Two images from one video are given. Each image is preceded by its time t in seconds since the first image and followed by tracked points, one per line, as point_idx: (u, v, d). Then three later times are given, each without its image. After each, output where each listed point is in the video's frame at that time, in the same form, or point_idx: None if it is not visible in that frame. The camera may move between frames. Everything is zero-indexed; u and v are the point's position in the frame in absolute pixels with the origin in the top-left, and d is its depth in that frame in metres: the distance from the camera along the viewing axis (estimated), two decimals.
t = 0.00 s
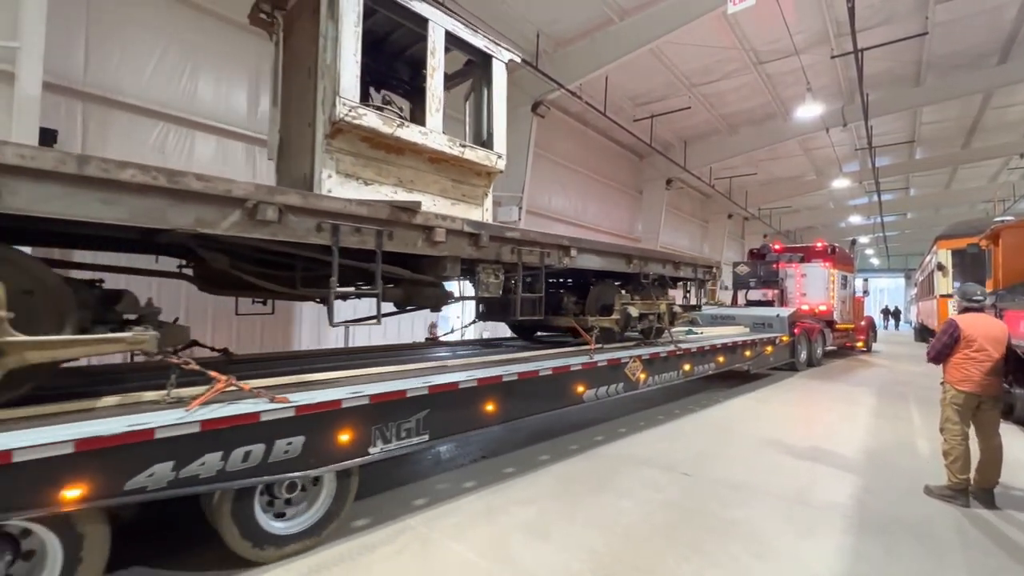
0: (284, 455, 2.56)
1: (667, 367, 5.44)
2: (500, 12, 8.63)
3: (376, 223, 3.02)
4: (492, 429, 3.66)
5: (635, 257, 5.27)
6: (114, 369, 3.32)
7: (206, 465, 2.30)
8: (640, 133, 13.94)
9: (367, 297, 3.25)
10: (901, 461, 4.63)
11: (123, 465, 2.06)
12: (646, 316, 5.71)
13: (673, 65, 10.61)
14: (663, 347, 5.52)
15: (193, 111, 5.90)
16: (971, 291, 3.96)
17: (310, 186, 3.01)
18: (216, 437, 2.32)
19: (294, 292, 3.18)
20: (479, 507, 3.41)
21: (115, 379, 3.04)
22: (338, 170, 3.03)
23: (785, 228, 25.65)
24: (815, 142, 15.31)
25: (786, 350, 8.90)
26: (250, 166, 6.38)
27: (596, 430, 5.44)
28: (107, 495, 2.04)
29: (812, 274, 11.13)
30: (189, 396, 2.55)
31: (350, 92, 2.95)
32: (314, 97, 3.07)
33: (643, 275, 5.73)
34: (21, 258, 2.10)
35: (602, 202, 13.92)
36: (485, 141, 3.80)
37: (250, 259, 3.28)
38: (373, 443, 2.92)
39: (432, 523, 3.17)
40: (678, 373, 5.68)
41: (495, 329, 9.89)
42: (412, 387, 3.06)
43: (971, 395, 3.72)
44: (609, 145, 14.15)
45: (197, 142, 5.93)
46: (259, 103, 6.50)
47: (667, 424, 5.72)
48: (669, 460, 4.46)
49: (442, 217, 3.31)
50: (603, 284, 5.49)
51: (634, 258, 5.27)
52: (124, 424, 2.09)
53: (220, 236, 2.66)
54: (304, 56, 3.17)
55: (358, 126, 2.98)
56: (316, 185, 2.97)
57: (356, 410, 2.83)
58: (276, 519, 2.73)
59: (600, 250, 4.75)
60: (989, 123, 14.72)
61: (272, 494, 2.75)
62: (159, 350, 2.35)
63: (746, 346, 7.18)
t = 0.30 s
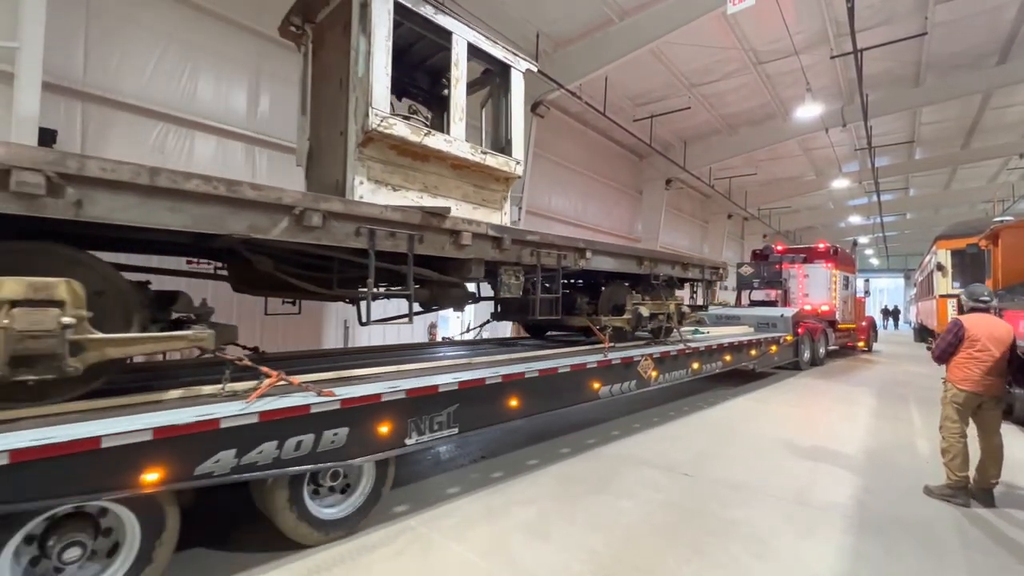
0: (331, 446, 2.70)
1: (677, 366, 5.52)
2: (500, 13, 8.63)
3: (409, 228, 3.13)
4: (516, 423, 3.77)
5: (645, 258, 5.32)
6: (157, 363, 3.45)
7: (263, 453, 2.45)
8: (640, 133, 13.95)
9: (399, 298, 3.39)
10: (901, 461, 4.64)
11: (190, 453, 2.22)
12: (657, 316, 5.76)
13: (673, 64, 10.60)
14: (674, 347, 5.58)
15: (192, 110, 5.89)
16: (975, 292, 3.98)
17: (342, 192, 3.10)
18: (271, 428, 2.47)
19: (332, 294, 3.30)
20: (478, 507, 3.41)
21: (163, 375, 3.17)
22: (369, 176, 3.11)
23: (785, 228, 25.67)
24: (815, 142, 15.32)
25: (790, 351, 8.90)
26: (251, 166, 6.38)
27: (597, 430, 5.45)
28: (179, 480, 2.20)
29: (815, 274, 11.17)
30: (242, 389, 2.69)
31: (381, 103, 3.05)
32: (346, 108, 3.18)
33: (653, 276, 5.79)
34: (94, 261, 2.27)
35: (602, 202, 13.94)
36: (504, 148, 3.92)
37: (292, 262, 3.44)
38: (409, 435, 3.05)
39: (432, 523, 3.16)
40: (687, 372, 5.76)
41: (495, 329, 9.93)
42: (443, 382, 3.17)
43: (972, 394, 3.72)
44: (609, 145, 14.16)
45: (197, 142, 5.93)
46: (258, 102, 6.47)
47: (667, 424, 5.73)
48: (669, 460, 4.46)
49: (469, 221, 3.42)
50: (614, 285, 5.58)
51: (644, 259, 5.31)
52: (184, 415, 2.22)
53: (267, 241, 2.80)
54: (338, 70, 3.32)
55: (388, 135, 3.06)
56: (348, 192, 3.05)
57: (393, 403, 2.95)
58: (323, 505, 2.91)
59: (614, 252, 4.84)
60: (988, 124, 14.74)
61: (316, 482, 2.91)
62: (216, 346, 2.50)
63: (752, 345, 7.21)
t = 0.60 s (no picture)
0: (373, 436, 2.89)
1: (686, 364, 5.61)
2: (501, 13, 8.64)
3: (438, 231, 3.32)
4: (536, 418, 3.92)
5: (655, 259, 5.37)
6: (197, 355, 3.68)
7: (314, 442, 2.65)
8: (641, 133, 13.96)
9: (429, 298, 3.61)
10: (902, 461, 4.65)
11: (251, 441, 2.42)
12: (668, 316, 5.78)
13: (673, 64, 10.60)
14: (683, 346, 5.67)
15: (192, 110, 5.88)
16: (981, 292, 3.98)
17: (372, 197, 3.31)
18: (321, 418, 2.66)
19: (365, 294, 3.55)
20: (479, 507, 3.41)
21: (207, 369, 3.31)
22: (398, 183, 3.32)
23: (786, 228, 25.67)
24: (815, 142, 15.32)
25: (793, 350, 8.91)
26: (251, 166, 6.39)
27: (597, 430, 5.46)
28: (242, 466, 2.40)
29: (818, 275, 11.18)
30: (290, 384, 2.88)
31: (410, 113, 3.26)
32: (375, 118, 3.39)
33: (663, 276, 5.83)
34: (156, 264, 2.46)
35: (602, 202, 13.94)
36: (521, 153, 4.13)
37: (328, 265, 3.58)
38: (441, 427, 3.24)
39: (432, 523, 3.17)
40: (696, 371, 5.82)
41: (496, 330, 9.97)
42: (471, 378, 3.35)
43: (971, 394, 3.74)
44: (609, 145, 14.16)
45: (197, 141, 5.93)
46: (259, 102, 6.48)
47: (668, 424, 5.75)
48: (669, 460, 4.47)
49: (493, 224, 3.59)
50: (626, 286, 5.64)
51: (654, 259, 5.37)
52: (246, 406, 2.41)
53: (311, 246, 3.01)
54: (367, 81, 3.54)
55: (416, 143, 3.28)
56: (378, 197, 3.26)
57: (427, 397, 3.14)
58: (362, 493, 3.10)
59: (627, 253, 4.94)
60: (989, 124, 14.74)
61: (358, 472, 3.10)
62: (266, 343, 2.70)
63: (757, 344, 7.23)
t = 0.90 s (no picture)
0: (410, 428, 3.07)
1: (695, 362, 5.67)
2: (502, 13, 8.63)
3: (464, 235, 3.47)
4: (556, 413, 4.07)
5: (665, 259, 5.42)
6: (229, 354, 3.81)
7: (358, 433, 2.84)
8: (642, 133, 13.96)
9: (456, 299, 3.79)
10: (902, 461, 4.66)
11: (304, 430, 2.62)
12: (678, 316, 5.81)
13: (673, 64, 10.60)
14: (693, 344, 5.74)
15: (192, 110, 5.88)
16: (985, 292, 3.96)
17: (400, 202, 3.45)
18: (363, 411, 2.85)
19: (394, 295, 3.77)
20: (479, 507, 3.42)
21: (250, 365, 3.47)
22: (425, 188, 3.45)
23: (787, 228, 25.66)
24: (816, 143, 15.32)
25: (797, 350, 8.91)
26: (252, 166, 6.40)
27: (597, 430, 5.47)
28: (295, 454, 2.61)
29: (820, 276, 11.24)
30: (332, 378, 3.05)
31: (437, 122, 3.40)
32: (403, 126, 3.55)
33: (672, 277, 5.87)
34: (212, 266, 2.60)
35: (602, 202, 13.93)
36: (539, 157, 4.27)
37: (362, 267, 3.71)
38: (470, 420, 3.42)
39: (432, 523, 3.17)
40: (704, 369, 5.87)
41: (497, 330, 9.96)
42: (497, 374, 3.52)
43: (967, 393, 3.77)
44: (609, 145, 14.15)
45: (197, 141, 5.93)
46: (259, 102, 6.48)
47: (670, 424, 5.75)
48: (669, 460, 4.48)
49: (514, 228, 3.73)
50: (636, 287, 5.71)
51: (664, 260, 5.42)
52: (298, 398, 2.61)
53: (349, 249, 3.17)
54: (395, 91, 3.69)
55: (442, 151, 3.42)
56: (406, 202, 3.40)
57: (458, 392, 3.32)
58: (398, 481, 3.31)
59: (639, 255, 5.02)
60: (989, 124, 14.74)
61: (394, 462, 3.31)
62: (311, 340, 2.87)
63: (763, 342, 7.25)
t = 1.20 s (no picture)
0: (443, 421, 3.19)
1: (704, 360, 5.67)
2: (503, 13, 8.62)
3: (490, 238, 3.54)
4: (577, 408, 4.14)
5: (676, 260, 5.44)
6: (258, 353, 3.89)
7: (397, 424, 2.97)
8: (643, 133, 13.95)
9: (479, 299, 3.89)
10: (903, 461, 4.65)
11: (350, 421, 2.75)
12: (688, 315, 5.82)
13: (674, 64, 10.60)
14: (703, 343, 5.74)
15: (192, 109, 5.88)
16: (980, 292, 4.01)
17: (426, 207, 3.50)
18: (401, 404, 2.97)
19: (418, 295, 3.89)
20: (479, 507, 3.42)
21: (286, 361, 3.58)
22: (450, 194, 3.51)
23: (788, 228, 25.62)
24: (816, 143, 15.31)
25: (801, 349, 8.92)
26: (252, 166, 6.40)
27: (599, 430, 5.48)
28: (343, 443, 2.75)
29: (823, 276, 11.28)
30: (370, 373, 3.17)
31: (462, 130, 3.45)
32: (428, 134, 3.59)
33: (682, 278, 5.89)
34: (263, 268, 2.74)
35: (602, 202, 13.91)
36: (557, 161, 4.30)
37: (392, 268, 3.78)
38: (497, 414, 3.51)
39: (433, 523, 3.16)
40: (712, 367, 5.87)
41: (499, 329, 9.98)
42: (521, 370, 3.61)
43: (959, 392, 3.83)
44: (609, 145, 14.13)
45: (198, 140, 5.93)
46: (260, 103, 6.49)
47: (671, 424, 5.75)
48: (670, 460, 4.48)
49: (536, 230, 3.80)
50: (647, 287, 5.74)
51: (674, 261, 5.43)
52: (343, 391, 2.75)
53: (384, 252, 3.26)
54: (421, 99, 3.72)
55: (466, 158, 3.47)
56: (432, 207, 3.45)
57: (486, 388, 3.42)
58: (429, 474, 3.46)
59: (651, 256, 5.05)
60: (990, 124, 14.71)
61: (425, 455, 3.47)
62: (350, 337, 2.97)
63: (769, 342, 7.27)
